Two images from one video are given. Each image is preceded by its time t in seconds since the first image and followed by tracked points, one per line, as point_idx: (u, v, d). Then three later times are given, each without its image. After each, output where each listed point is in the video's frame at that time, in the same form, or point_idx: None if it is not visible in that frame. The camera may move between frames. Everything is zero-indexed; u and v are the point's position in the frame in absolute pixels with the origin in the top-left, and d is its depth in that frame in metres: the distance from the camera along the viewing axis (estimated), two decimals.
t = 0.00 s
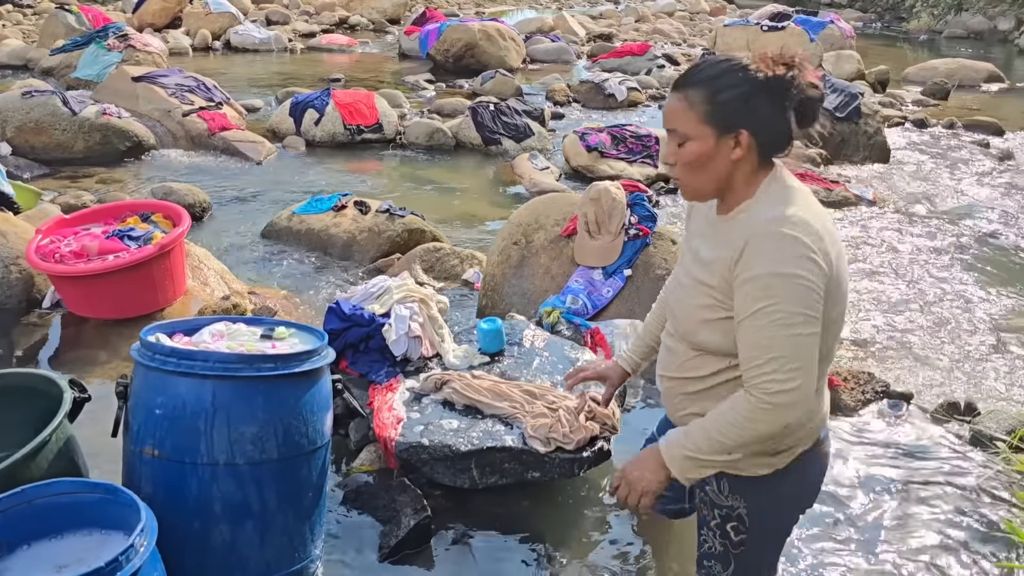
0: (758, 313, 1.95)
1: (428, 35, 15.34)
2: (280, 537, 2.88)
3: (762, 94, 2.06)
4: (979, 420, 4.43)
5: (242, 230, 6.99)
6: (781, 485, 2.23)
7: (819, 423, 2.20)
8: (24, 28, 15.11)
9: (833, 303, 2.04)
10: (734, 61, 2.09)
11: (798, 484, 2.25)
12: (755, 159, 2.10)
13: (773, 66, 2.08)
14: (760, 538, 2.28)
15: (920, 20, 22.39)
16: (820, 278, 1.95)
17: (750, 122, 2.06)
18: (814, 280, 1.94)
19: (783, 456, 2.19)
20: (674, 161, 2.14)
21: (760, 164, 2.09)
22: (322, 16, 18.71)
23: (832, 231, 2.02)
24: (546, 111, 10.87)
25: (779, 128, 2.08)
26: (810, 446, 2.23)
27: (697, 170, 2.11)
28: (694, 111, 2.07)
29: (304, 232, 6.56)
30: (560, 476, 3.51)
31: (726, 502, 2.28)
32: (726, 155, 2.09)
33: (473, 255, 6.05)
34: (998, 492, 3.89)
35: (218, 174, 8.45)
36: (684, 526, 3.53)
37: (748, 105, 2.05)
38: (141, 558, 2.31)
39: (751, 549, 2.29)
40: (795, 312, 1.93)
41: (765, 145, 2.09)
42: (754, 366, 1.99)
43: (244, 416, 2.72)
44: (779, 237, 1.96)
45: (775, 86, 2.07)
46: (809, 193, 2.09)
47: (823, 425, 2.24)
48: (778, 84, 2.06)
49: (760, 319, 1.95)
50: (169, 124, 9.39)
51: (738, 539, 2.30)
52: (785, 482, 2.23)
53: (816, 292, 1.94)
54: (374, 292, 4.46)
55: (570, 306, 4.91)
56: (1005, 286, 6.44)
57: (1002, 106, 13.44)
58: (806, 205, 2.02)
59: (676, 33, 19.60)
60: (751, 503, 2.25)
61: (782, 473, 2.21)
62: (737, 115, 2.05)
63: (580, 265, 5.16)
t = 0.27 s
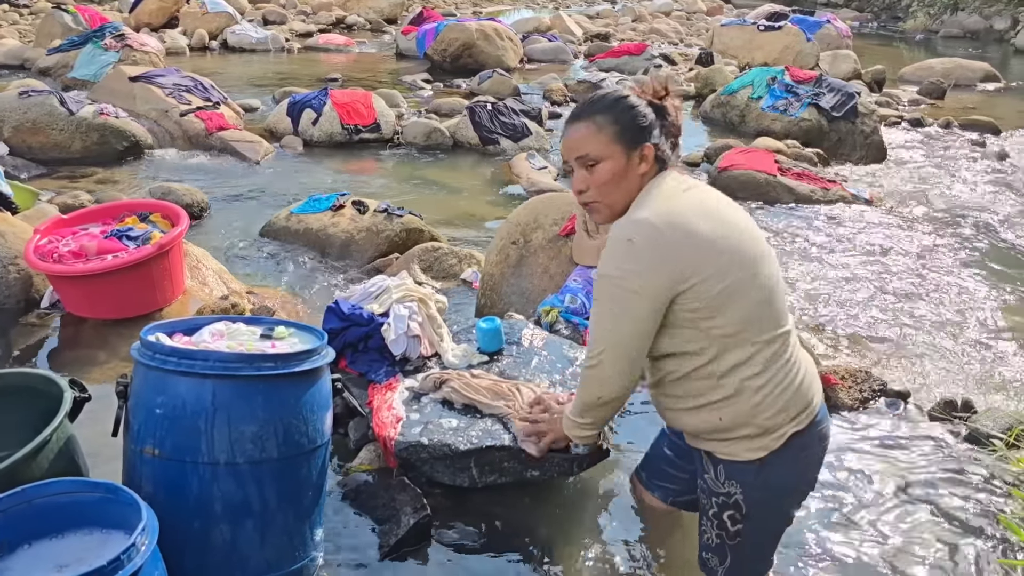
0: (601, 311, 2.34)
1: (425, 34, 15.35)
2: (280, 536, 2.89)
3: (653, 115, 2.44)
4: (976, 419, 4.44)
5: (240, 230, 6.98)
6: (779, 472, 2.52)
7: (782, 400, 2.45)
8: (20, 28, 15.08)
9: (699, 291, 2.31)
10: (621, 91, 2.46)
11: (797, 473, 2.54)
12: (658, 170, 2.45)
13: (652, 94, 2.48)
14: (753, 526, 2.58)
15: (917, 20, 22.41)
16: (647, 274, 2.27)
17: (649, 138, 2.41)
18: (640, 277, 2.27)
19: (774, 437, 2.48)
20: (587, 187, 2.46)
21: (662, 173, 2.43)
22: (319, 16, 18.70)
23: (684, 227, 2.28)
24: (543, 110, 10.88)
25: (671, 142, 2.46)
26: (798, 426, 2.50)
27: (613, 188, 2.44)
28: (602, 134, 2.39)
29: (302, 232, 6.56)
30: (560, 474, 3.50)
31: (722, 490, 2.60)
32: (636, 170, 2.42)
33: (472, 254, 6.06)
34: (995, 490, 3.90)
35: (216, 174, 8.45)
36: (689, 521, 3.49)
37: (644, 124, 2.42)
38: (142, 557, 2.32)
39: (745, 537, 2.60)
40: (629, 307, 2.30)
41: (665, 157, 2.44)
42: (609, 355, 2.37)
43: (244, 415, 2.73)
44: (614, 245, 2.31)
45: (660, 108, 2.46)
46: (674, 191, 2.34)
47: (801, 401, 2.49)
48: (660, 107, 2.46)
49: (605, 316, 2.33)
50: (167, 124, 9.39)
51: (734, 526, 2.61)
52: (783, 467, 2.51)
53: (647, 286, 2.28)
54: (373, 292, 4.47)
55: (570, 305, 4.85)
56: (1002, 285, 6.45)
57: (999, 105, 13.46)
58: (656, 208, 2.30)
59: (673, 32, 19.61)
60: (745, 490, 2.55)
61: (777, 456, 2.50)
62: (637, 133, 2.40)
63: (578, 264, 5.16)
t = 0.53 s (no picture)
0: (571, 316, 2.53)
1: (423, 34, 15.35)
2: (283, 535, 2.90)
3: (593, 133, 2.53)
4: (975, 417, 4.45)
5: (239, 230, 6.99)
6: (761, 459, 2.68)
7: (755, 388, 2.61)
8: (18, 28, 15.06)
9: (661, 290, 2.48)
10: (563, 114, 2.58)
11: (778, 459, 2.69)
12: (607, 186, 2.56)
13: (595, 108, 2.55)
14: (737, 514, 2.73)
15: (914, 20, 22.43)
16: (607, 279, 2.45)
17: (587, 160, 2.54)
18: (602, 283, 2.45)
19: (754, 426, 2.64)
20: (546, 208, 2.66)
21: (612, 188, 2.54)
22: (316, 16, 18.69)
23: (642, 232, 2.44)
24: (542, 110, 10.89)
25: (618, 156, 2.54)
26: (777, 413, 2.65)
27: (566, 208, 2.62)
28: (542, 167, 2.57)
29: (301, 232, 6.56)
30: (559, 473, 3.53)
31: (707, 479, 2.76)
32: (582, 191, 2.57)
33: (471, 254, 6.07)
34: (992, 488, 3.92)
35: (214, 174, 8.45)
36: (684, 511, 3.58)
37: (583, 147, 2.54)
38: (146, 556, 2.32)
39: (729, 525, 2.76)
40: (593, 310, 2.49)
41: (609, 173, 2.55)
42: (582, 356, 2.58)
43: (247, 415, 2.74)
44: (577, 254, 2.49)
45: (602, 123, 2.53)
46: (633, 197, 2.50)
47: (777, 388, 2.64)
48: (604, 122, 2.53)
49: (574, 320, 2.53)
50: (165, 124, 9.38)
51: (718, 515, 2.76)
52: (764, 453, 2.67)
53: (609, 291, 2.46)
54: (374, 291, 4.48)
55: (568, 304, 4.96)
56: (999, 284, 6.47)
57: (996, 105, 13.49)
58: (614, 217, 2.46)
59: (670, 32, 19.62)
60: (729, 479, 2.71)
61: (759, 442, 2.66)
62: (577, 158, 2.53)
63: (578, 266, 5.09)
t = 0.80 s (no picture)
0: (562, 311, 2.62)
1: (420, 34, 15.34)
2: (282, 534, 2.89)
3: (561, 136, 2.64)
4: (973, 416, 4.45)
5: (237, 230, 6.98)
6: (749, 450, 2.77)
7: (739, 379, 2.70)
8: (15, 28, 15.03)
9: (647, 284, 2.58)
10: (533, 120, 2.69)
11: (764, 450, 2.77)
12: (581, 185, 2.68)
13: (561, 110, 2.65)
14: (732, 505, 2.83)
15: (911, 19, 22.43)
16: (594, 274, 2.54)
17: (559, 163, 2.65)
18: (590, 277, 2.55)
19: (739, 418, 2.73)
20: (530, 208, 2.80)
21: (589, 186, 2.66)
22: (314, 16, 18.66)
23: (625, 228, 2.54)
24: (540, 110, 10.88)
25: (588, 156, 2.64)
26: (762, 404, 2.74)
27: (548, 208, 2.76)
28: (519, 173, 2.70)
29: (299, 231, 6.55)
30: (559, 472, 3.48)
31: (700, 471, 2.86)
32: (559, 192, 2.70)
33: (470, 254, 6.06)
34: (990, 486, 3.93)
35: (212, 174, 8.44)
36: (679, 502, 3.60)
37: (555, 150, 2.64)
38: (144, 556, 2.32)
39: (725, 516, 2.86)
40: (584, 305, 2.58)
41: (582, 173, 2.66)
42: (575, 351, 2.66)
43: (246, 414, 2.73)
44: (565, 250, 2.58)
45: (570, 125, 2.64)
46: (615, 195, 2.60)
47: (760, 380, 2.73)
48: (570, 124, 2.64)
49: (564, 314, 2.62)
50: (163, 124, 9.37)
51: (714, 506, 2.86)
52: (749, 445, 2.76)
53: (596, 285, 2.55)
54: (372, 291, 4.48)
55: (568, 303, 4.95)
56: (997, 283, 6.47)
57: (993, 104, 13.51)
58: (599, 213, 2.56)
59: (668, 32, 19.62)
60: (721, 470, 2.81)
61: (745, 434, 2.75)
62: (549, 162, 2.65)
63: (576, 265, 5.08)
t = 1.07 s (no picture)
0: (566, 304, 2.60)
1: (418, 34, 15.33)
2: (278, 536, 2.89)
3: (558, 127, 2.64)
4: (971, 416, 4.44)
5: (234, 230, 6.97)
6: (739, 445, 2.78)
7: (735, 374, 2.71)
8: (11, 28, 15.01)
9: (649, 277, 2.58)
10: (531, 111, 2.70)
11: (757, 445, 2.79)
12: (574, 179, 2.69)
13: (558, 104, 2.67)
14: (722, 501, 2.84)
15: (908, 19, 22.44)
16: (599, 266, 2.53)
17: (552, 156, 2.65)
18: (596, 268, 2.53)
19: (732, 412, 2.75)
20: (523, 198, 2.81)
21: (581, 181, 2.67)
22: (311, 16, 18.64)
23: (629, 221, 2.55)
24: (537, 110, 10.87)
25: (582, 150, 2.65)
26: (755, 399, 2.75)
27: (540, 200, 2.77)
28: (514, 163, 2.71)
29: (297, 231, 6.55)
30: (557, 472, 3.51)
31: (692, 466, 2.87)
32: (551, 185, 2.71)
33: (467, 254, 6.05)
34: (986, 485, 3.93)
35: (210, 174, 8.43)
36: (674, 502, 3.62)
37: (549, 143, 2.65)
38: (141, 557, 2.31)
39: (715, 512, 2.87)
40: (589, 297, 2.56)
41: (574, 167, 2.67)
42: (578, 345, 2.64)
43: (242, 415, 2.72)
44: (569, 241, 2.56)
45: (566, 118, 2.65)
46: (612, 193, 2.61)
47: (754, 376, 2.74)
48: (567, 118, 2.64)
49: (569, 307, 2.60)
50: (160, 124, 9.36)
51: (705, 502, 2.87)
52: (741, 440, 2.78)
53: (602, 277, 2.54)
54: (370, 291, 4.48)
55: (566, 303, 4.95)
56: (995, 282, 6.47)
57: (990, 104, 13.52)
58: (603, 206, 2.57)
59: (665, 32, 19.62)
60: (712, 465, 2.82)
61: (738, 429, 2.77)
62: (544, 153, 2.65)
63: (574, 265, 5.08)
